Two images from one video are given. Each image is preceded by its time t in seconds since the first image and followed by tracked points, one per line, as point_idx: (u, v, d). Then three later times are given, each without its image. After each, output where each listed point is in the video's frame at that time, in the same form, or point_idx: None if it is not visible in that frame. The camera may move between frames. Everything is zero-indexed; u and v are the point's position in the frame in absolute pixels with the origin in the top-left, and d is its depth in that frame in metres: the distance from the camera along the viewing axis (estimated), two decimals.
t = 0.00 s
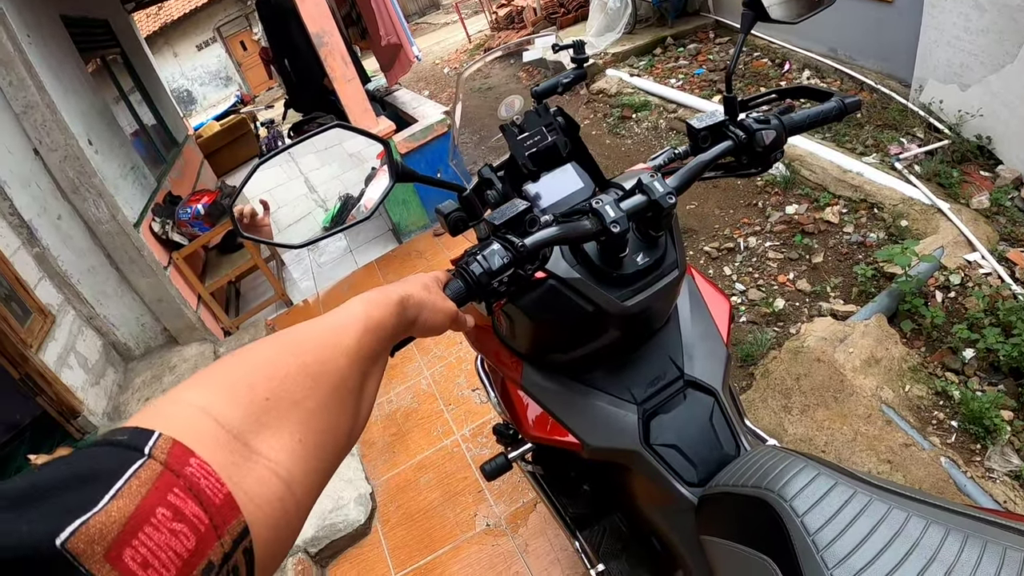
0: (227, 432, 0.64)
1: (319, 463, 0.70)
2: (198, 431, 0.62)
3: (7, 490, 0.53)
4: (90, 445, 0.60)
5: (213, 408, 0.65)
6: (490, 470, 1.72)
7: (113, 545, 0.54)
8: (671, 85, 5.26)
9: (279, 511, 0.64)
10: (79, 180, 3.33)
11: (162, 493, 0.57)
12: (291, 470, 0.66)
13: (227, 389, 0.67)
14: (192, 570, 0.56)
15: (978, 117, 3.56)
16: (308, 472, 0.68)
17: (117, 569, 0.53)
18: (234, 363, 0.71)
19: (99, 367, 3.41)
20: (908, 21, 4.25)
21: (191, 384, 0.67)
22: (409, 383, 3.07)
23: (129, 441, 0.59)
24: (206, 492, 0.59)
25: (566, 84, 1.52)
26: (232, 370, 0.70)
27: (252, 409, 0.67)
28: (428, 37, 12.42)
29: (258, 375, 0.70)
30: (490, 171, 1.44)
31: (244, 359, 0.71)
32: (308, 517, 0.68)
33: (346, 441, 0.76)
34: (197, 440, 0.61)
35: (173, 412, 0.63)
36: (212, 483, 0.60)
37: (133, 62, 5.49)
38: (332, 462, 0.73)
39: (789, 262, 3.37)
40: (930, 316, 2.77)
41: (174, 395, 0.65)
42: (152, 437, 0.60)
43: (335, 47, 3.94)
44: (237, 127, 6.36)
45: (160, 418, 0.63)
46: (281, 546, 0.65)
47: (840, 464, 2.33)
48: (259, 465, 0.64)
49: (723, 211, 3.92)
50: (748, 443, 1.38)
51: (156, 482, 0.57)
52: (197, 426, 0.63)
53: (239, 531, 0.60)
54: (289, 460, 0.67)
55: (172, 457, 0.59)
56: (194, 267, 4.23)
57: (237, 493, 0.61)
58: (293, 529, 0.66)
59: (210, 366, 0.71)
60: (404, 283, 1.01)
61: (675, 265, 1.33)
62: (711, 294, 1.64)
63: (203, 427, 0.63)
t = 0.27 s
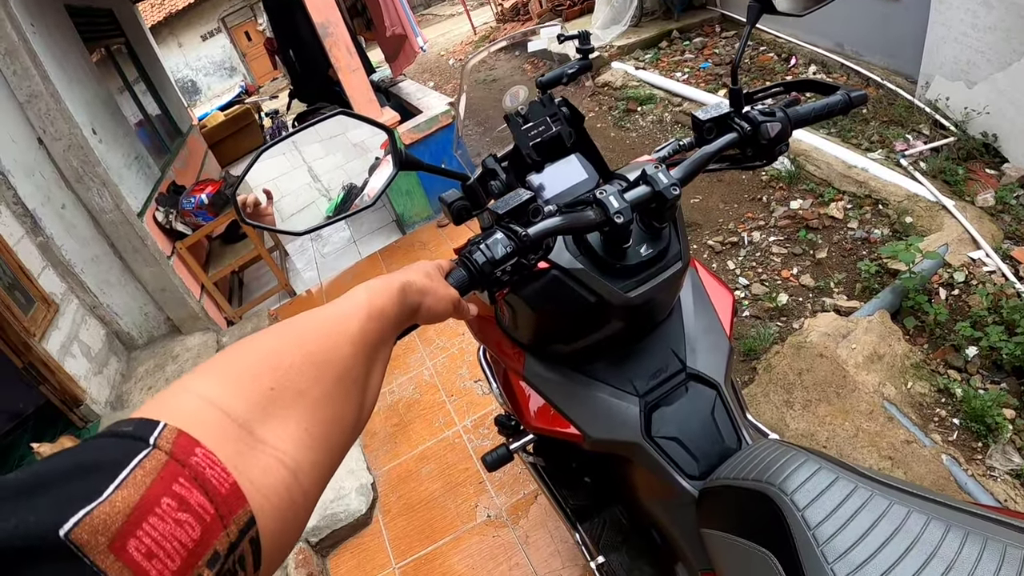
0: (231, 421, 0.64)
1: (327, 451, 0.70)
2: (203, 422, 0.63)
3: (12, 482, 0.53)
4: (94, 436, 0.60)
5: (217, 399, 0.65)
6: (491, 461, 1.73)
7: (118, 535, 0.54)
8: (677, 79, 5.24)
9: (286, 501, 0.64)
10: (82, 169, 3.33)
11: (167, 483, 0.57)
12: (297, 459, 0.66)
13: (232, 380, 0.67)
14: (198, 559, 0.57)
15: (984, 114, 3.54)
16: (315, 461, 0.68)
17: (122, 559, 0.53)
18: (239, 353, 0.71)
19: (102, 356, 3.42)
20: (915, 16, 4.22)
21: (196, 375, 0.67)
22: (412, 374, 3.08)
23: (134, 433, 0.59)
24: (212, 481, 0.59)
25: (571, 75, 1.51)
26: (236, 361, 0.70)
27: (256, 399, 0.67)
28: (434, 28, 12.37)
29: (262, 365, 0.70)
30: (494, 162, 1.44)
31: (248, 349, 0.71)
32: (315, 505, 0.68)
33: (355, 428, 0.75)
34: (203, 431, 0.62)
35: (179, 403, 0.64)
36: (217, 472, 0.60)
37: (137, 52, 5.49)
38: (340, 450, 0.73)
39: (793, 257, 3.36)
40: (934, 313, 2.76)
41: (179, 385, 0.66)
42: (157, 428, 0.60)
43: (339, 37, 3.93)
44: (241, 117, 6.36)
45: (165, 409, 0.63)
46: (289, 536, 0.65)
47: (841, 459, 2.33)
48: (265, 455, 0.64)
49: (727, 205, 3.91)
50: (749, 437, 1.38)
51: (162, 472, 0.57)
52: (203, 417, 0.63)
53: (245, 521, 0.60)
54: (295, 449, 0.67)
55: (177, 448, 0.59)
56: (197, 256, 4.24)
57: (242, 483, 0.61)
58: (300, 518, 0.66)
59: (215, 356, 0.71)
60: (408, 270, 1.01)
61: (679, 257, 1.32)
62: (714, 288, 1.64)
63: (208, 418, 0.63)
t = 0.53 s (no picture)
0: (233, 411, 0.64)
1: (333, 437, 0.70)
2: (205, 416, 0.63)
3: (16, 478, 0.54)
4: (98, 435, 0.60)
5: (219, 390, 0.65)
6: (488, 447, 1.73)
7: (119, 529, 0.54)
8: (682, 70, 5.21)
9: (291, 491, 0.64)
10: (83, 148, 3.31)
11: (168, 475, 0.57)
12: (301, 447, 0.66)
13: (234, 370, 0.68)
14: (201, 550, 0.56)
15: (988, 115, 3.53)
16: (321, 448, 0.68)
17: (124, 552, 0.53)
18: (240, 344, 0.71)
19: (100, 336, 3.41)
20: (922, 13, 4.20)
21: (199, 367, 0.68)
22: (410, 359, 3.08)
23: (135, 427, 0.59)
24: (213, 472, 0.59)
25: (577, 60, 1.50)
26: (237, 352, 0.70)
27: (258, 389, 0.67)
28: (438, 13, 12.29)
29: (263, 355, 0.70)
30: (498, 146, 1.43)
31: (250, 340, 0.72)
32: (322, 492, 0.68)
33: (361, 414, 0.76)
34: (204, 423, 0.62)
35: (182, 396, 0.64)
36: (218, 463, 0.60)
37: (139, 31, 5.44)
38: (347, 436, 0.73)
39: (793, 251, 3.36)
40: (933, 311, 2.76)
41: (181, 377, 0.66)
42: (157, 421, 0.60)
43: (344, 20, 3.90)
44: (243, 99, 6.34)
45: (168, 399, 0.64)
46: (297, 524, 0.65)
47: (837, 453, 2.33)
48: (268, 443, 0.64)
49: (729, 198, 3.90)
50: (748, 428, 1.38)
51: (161, 465, 0.57)
52: (205, 408, 0.63)
53: (248, 511, 0.60)
54: (300, 436, 0.67)
55: (177, 439, 0.59)
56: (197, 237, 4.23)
57: (244, 474, 0.61)
58: (307, 508, 0.66)
59: (217, 348, 0.72)
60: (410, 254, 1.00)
61: (681, 245, 1.32)
62: (715, 279, 1.63)
63: (210, 410, 0.63)
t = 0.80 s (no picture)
0: (252, 419, 0.63)
1: (354, 444, 0.68)
2: (222, 423, 0.62)
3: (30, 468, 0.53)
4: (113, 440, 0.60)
5: (238, 398, 0.64)
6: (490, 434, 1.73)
7: (135, 541, 0.53)
8: (691, 64, 5.19)
9: (311, 498, 0.63)
10: (90, 128, 3.31)
11: (184, 485, 0.56)
12: (321, 454, 0.65)
13: (253, 375, 0.66)
14: (219, 561, 0.56)
15: (998, 119, 3.51)
16: (342, 455, 0.67)
17: (140, 564, 0.52)
18: (260, 347, 0.70)
19: (103, 316, 3.42)
20: (934, 14, 4.17)
21: (218, 373, 0.66)
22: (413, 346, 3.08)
23: (150, 436, 0.58)
24: (231, 482, 0.58)
25: (591, 49, 1.50)
26: (256, 356, 0.69)
27: (277, 396, 0.66)
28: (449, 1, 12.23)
29: (283, 361, 0.69)
30: (509, 133, 1.43)
31: (269, 343, 0.70)
32: (342, 499, 0.66)
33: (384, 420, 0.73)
34: (223, 432, 0.61)
35: (199, 403, 0.62)
36: (236, 471, 0.59)
37: (148, 11, 5.42)
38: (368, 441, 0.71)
39: (799, 248, 3.35)
40: (937, 312, 2.76)
41: (199, 382, 0.65)
42: (173, 429, 0.59)
43: (354, 6, 3.88)
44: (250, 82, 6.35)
45: (187, 406, 0.63)
46: (318, 534, 0.64)
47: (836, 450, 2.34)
48: (287, 451, 0.63)
49: (736, 193, 3.89)
50: (751, 421, 1.38)
51: (177, 475, 0.56)
52: (223, 415, 0.62)
53: (268, 521, 0.59)
54: (320, 443, 0.65)
55: (194, 448, 0.58)
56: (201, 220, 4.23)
57: (262, 482, 0.60)
58: (327, 516, 0.65)
59: (237, 352, 0.70)
60: (430, 250, 0.98)
61: (690, 236, 1.32)
62: (722, 272, 1.63)
63: (228, 418, 0.62)
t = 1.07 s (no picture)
0: (262, 430, 0.65)
1: (362, 455, 0.70)
2: (233, 434, 0.63)
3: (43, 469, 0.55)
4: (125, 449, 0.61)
5: (249, 409, 0.66)
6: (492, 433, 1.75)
7: (146, 549, 0.55)
8: (697, 66, 5.20)
9: (319, 507, 0.64)
10: (97, 126, 3.33)
11: (194, 494, 0.57)
12: (329, 464, 0.66)
13: (263, 387, 0.68)
14: (229, 569, 0.57)
15: (1003, 123, 3.51)
16: (350, 465, 0.68)
17: (151, 571, 0.54)
18: (271, 359, 0.71)
19: (109, 312, 3.45)
20: (940, 18, 4.17)
21: (230, 384, 0.68)
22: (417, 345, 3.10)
23: (160, 444, 0.60)
24: (240, 491, 0.60)
25: (595, 51, 1.51)
26: (268, 367, 0.70)
27: (287, 407, 0.67)
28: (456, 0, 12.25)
29: (293, 373, 0.70)
30: (513, 134, 1.44)
31: (281, 355, 0.72)
32: (350, 507, 0.68)
33: (391, 431, 0.75)
34: (233, 442, 0.62)
35: (211, 413, 0.64)
36: (245, 480, 0.60)
37: (156, 9, 5.45)
38: (376, 451, 0.72)
39: (803, 251, 3.36)
40: (940, 316, 2.76)
41: (210, 392, 0.67)
42: (183, 439, 0.60)
43: (361, 5, 3.91)
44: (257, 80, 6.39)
45: (199, 416, 0.64)
46: (325, 542, 0.65)
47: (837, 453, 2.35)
48: (296, 461, 0.65)
49: (741, 195, 3.90)
50: (751, 422, 1.39)
51: (188, 483, 0.57)
52: (234, 425, 0.64)
53: (276, 529, 0.60)
54: (328, 453, 0.67)
55: (204, 458, 0.59)
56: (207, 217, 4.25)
57: (271, 491, 0.62)
58: (334, 524, 0.66)
59: (248, 362, 0.72)
60: (438, 258, 0.99)
61: (692, 239, 1.33)
62: (723, 273, 1.64)
63: (239, 428, 0.64)
